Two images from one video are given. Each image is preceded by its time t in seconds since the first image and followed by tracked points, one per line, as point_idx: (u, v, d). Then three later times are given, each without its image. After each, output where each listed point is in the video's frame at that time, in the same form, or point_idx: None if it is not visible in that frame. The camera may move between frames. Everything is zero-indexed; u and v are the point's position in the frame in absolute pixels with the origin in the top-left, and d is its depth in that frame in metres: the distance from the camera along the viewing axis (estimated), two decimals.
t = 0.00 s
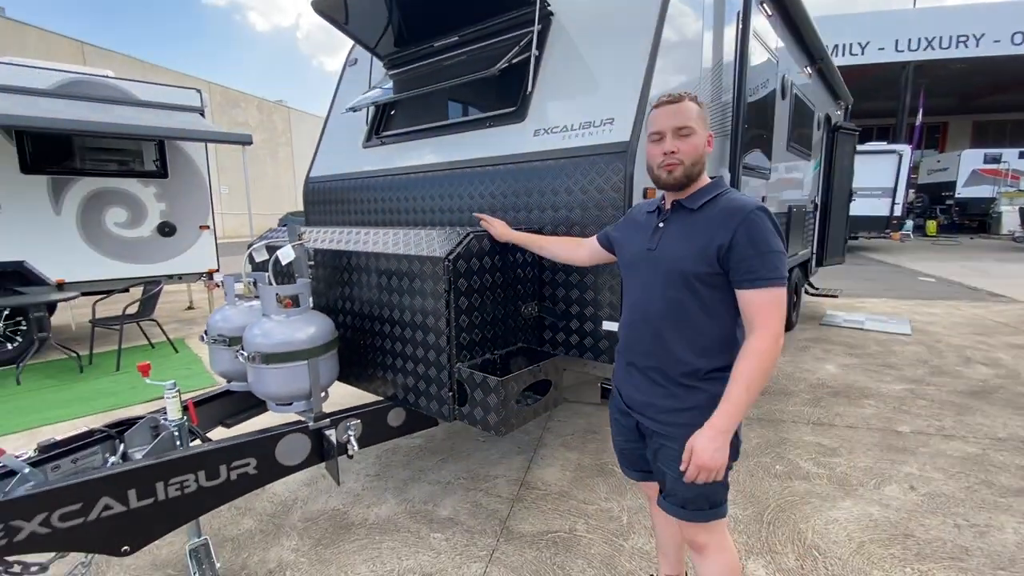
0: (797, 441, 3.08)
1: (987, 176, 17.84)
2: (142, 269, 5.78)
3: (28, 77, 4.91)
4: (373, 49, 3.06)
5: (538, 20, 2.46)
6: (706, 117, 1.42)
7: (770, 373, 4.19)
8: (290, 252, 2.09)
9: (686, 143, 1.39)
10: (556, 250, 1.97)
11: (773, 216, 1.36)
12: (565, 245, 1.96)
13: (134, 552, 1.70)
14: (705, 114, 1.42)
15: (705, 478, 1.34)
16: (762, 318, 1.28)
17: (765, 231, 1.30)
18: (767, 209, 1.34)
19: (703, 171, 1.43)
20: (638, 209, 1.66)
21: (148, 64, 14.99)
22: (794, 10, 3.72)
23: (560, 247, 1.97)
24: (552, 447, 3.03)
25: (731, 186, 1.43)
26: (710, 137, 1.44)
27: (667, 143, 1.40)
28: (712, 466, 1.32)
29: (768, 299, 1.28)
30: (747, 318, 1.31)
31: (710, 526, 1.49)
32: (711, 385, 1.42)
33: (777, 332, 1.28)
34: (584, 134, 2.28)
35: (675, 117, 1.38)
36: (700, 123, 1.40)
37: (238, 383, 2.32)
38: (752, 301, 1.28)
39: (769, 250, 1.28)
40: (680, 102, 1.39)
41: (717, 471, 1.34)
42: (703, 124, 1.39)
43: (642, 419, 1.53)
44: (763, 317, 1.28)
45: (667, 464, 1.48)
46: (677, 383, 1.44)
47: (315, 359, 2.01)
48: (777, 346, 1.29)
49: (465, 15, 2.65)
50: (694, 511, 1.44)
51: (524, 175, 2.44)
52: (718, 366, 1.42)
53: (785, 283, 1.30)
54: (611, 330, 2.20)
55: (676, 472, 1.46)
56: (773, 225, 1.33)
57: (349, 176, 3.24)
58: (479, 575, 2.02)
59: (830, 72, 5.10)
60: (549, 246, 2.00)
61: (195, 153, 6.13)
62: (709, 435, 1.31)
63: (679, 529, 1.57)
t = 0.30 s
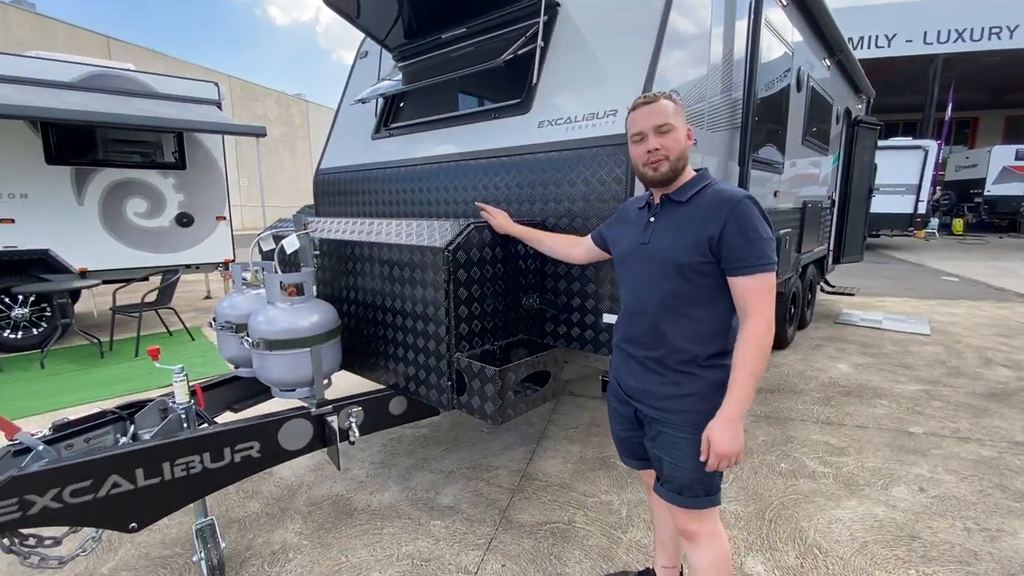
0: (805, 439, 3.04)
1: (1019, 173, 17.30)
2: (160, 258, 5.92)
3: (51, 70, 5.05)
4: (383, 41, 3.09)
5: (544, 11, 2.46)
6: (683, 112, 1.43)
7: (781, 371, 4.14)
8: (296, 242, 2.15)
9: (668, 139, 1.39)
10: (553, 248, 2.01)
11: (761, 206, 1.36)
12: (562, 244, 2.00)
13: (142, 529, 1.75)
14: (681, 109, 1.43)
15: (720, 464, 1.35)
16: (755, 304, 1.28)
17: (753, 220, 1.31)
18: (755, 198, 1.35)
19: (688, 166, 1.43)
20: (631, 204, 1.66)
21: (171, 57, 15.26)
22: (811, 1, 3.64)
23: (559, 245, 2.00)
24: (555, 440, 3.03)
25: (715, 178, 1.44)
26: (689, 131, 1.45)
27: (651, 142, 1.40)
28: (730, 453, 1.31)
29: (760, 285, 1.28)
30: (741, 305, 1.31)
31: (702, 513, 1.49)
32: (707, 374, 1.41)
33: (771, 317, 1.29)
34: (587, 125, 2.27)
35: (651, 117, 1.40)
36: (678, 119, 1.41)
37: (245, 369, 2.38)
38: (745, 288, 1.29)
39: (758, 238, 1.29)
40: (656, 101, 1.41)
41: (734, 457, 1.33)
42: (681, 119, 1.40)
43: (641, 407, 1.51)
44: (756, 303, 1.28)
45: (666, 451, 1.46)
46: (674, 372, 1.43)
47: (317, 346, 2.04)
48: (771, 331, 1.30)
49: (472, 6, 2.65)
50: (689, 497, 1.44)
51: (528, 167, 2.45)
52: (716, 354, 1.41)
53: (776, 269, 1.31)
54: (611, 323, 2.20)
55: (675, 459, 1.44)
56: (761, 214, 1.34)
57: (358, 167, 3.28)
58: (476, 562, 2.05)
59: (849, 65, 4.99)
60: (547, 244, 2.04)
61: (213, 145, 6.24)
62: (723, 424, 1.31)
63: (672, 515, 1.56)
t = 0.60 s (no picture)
0: (805, 434, 3.04)
1: None
2: (165, 252, 5.97)
3: (57, 65, 5.08)
4: (385, 35, 3.09)
5: (544, 4, 2.46)
6: (671, 106, 1.40)
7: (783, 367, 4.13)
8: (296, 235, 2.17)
9: (644, 137, 1.45)
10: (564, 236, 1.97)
11: (774, 197, 1.35)
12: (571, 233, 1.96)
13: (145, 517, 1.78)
14: (673, 102, 1.40)
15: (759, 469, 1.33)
16: (771, 297, 1.27)
17: (768, 210, 1.29)
18: (768, 188, 1.33)
19: (670, 162, 1.43)
20: (640, 195, 1.65)
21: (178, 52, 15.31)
22: None
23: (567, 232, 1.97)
24: (555, 433, 3.05)
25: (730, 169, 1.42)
26: (681, 126, 1.41)
27: (632, 139, 1.49)
28: (768, 455, 1.31)
29: (775, 277, 1.27)
30: (756, 298, 1.29)
31: (708, 507, 1.48)
32: (716, 367, 1.41)
33: (788, 309, 1.28)
34: (587, 118, 2.27)
35: (637, 114, 1.46)
36: (658, 118, 1.41)
37: (247, 361, 2.41)
38: (760, 280, 1.27)
39: (772, 229, 1.28)
40: (643, 98, 1.45)
41: (770, 459, 1.32)
42: (660, 116, 1.41)
43: (650, 401, 1.51)
44: (771, 296, 1.27)
45: (674, 445, 1.45)
46: (683, 364, 1.43)
47: (317, 339, 2.06)
48: (788, 324, 1.29)
49: None
50: (697, 492, 1.43)
51: (527, 161, 2.45)
52: (724, 347, 1.41)
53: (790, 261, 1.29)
54: (610, 317, 2.21)
55: (683, 453, 1.43)
56: (776, 205, 1.32)
57: (361, 161, 3.29)
58: (474, 553, 2.06)
59: (856, 59, 4.94)
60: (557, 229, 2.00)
61: (218, 140, 6.27)
62: (756, 426, 1.32)
63: (677, 508, 1.56)
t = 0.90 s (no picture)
0: (804, 431, 3.05)
1: None
2: (164, 254, 5.97)
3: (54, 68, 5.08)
4: (381, 36, 3.10)
5: (539, 4, 2.47)
6: (666, 104, 1.41)
7: (782, 363, 4.14)
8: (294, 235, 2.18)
9: (643, 134, 1.47)
10: (557, 223, 2.00)
11: (777, 195, 1.34)
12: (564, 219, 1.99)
13: (146, 518, 1.78)
14: (668, 100, 1.42)
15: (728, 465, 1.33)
16: (767, 297, 1.26)
17: (768, 208, 1.28)
18: (770, 186, 1.32)
19: (667, 159, 1.45)
20: (645, 194, 1.66)
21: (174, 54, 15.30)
22: None
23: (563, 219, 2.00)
24: (554, 432, 3.06)
25: (734, 166, 1.42)
26: (676, 123, 1.41)
27: (635, 135, 1.52)
28: (737, 451, 1.30)
29: (773, 276, 1.25)
30: (752, 297, 1.28)
31: (713, 507, 1.49)
32: (713, 366, 1.41)
33: (785, 309, 1.27)
34: (583, 118, 2.28)
35: (638, 112, 1.49)
36: (654, 115, 1.44)
37: (246, 362, 2.42)
38: (756, 278, 1.26)
39: (772, 227, 1.27)
40: (643, 96, 1.48)
41: (740, 456, 1.32)
42: (655, 115, 1.43)
43: (650, 400, 1.52)
44: (768, 295, 1.26)
45: (674, 445, 1.46)
46: (682, 363, 1.44)
47: (316, 339, 2.07)
48: (784, 325, 1.27)
49: None
50: (698, 492, 1.43)
51: (524, 160, 2.46)
52: (722, 346, 1.42)
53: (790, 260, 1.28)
54: (607, 315, 2.22)
55: (684, 452, 1.44)
56: (777, 204, 1.32)
57: (359, 161, 3.30)
58: (474, 551, 2.07)
59: (853, 56, 4.95)
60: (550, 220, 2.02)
61: (216, 141, 6.27)
62: (729, 421, 1.30)
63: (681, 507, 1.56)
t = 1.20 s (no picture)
0: (801, 430, 3.07)
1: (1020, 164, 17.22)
2: (160, 260, 5.95)
3: (49, 74, 5.07)
4: (378, 40, 3.11)
5: (535, 8, 2.48)
6: (656, 107, 1.43)
7: (779, 363, 4.16)
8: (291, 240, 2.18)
9: (634, 138, 1.49)
10: (553, 228, 2.02)
11: (771, 195, 1.35)
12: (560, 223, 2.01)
13: (146, 524, 1.78)
14: (658, 103, 1.43)
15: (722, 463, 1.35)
16: (765, 297, 1.27)
17: (762, 208, 1.29)
18: (764, 186, 1.33)
19: (659, 161, 1.46)
20: (641, 197, 1.67)
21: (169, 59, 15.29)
22: None
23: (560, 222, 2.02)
24: (553, 434, 3.06)
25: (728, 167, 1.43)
26: (665, 126, 1.43)
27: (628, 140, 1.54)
28: (732, 450, 1.32)
29: (770, 276, 1.26)
30: (750, 297, 1.29)
31: (716, 509, 1.50)
32: (712, 368, 1.42)
33: (782, 307, 1.28)
34: (579, 121, 2.29)
35: (630, 117, 1.51)
36: (644, 118, 1.45)
37: (245, 366, 2.42)
38: (752, 278, 1.27)
39: (767, 226, 1.28)
40: (634, 100, 1.49)
41: (734, 455, 1.33)
42: (646, 118, 1.45)
43: (650, 403, 1.53)
44: (765, 295, 1.27)
45: (675, 449, 1.47)
46: (680, 365, 1.45)
47: (315, 343, 2.07)
48: (782, 326, 1.27)
49: (464, 4, 2.67)
50: (700, 496, 1.44)
51: (520, 164, 2.47)
52: (721, 348, 1.42)
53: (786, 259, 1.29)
54: (605, 317, 2.23)
55: (686, 455, 1.45)
56: (772, 203, 1.33)
57: (355, 165, 3.31)
58: (474, 554, 2.08)
59: (846, 57, 4.98)
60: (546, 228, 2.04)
61: (212, 146, 6.27)
62: (725, 420, 1.32)
63: (683, 508, 1.57)
